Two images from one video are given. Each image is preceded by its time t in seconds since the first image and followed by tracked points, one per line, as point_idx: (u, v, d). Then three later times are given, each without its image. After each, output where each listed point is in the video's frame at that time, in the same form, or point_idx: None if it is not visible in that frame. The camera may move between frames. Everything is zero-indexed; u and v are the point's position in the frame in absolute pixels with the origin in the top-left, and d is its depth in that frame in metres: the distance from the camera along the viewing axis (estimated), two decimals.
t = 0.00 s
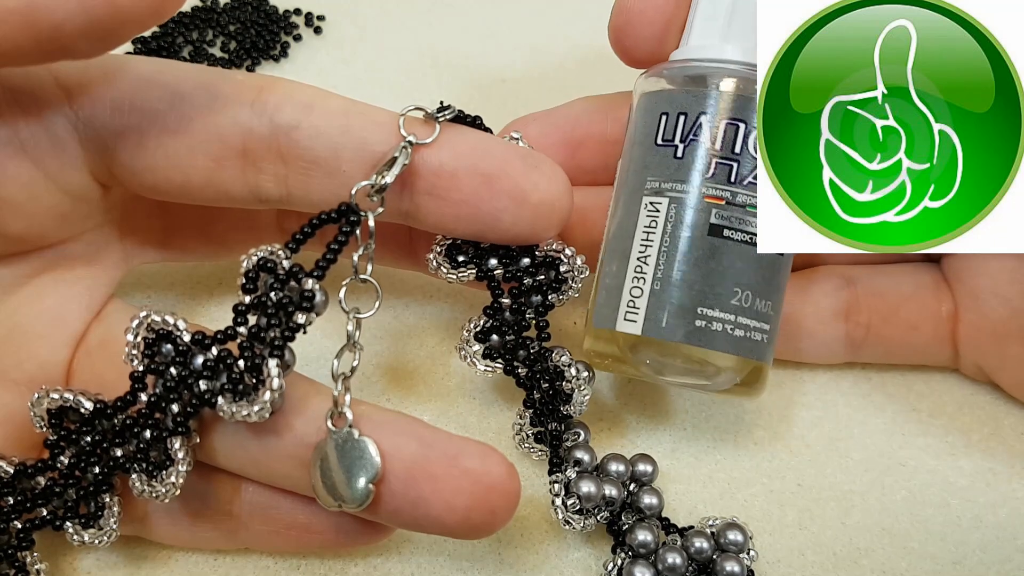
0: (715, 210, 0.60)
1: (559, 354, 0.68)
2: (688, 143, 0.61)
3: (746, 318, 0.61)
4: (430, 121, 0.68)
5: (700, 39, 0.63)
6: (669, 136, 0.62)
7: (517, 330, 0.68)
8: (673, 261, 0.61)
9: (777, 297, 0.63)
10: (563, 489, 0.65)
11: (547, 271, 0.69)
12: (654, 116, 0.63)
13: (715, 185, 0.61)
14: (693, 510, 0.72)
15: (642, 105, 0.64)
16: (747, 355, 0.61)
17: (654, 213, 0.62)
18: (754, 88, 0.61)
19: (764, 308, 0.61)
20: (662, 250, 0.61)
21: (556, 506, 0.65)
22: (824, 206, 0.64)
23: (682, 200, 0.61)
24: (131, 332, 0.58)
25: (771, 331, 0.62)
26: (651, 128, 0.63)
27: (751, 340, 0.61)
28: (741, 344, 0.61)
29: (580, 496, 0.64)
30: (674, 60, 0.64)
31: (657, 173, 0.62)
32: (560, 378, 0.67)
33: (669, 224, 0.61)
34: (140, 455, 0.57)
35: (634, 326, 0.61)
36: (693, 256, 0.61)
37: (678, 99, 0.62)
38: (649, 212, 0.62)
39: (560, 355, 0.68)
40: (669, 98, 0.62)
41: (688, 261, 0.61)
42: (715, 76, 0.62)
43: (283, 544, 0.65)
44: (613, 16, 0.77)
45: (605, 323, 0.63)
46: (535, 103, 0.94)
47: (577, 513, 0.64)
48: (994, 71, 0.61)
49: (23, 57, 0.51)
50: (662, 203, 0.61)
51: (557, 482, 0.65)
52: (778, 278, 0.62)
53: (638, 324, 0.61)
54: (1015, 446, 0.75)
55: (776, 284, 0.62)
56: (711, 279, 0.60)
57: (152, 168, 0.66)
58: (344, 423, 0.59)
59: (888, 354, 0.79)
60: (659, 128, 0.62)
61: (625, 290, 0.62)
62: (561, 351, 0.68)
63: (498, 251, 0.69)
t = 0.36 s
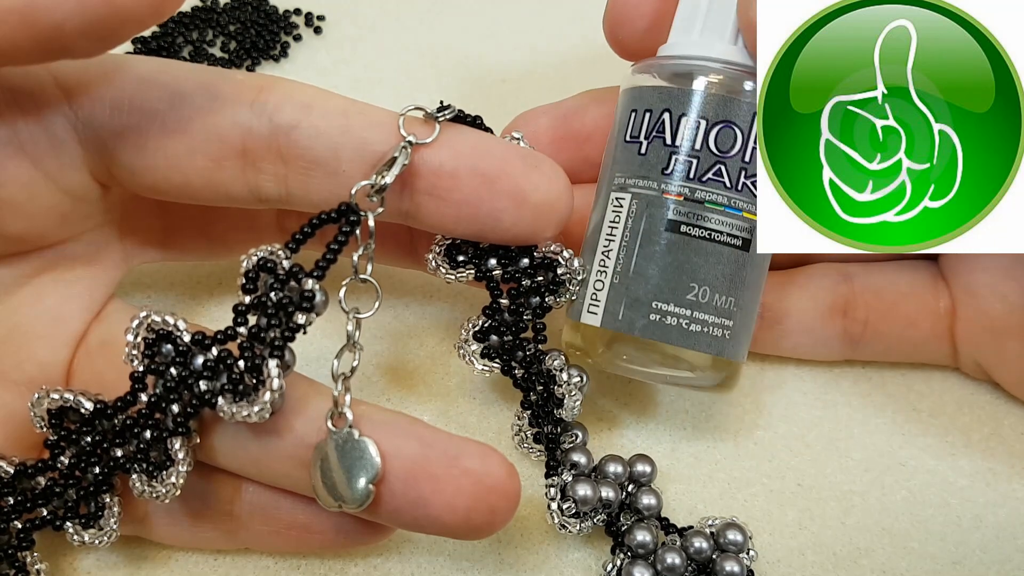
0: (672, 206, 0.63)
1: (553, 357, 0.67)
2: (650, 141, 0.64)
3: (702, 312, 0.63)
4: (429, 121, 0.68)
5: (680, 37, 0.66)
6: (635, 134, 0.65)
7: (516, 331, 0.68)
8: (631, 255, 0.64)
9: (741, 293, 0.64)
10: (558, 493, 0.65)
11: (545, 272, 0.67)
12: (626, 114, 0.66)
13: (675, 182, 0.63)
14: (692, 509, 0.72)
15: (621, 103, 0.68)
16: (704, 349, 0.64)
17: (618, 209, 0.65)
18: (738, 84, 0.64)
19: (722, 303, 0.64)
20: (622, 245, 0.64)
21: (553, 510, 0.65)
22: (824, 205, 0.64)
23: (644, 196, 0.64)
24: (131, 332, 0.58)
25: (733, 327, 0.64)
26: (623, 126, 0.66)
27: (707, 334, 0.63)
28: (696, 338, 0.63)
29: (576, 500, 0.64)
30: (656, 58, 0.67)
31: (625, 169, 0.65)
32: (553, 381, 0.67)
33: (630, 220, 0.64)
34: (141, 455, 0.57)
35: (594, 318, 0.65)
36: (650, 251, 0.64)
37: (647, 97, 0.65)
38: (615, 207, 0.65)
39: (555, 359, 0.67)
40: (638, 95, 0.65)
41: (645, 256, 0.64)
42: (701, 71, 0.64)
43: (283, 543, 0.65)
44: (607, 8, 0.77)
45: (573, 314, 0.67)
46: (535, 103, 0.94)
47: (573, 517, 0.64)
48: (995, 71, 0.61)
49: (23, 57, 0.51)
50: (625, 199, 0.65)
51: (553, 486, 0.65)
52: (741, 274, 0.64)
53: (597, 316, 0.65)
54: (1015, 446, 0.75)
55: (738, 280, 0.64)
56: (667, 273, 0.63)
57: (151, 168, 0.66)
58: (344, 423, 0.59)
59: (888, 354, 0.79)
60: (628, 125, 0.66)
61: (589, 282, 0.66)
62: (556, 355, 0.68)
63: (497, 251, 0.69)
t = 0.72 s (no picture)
0: (689, 199, 0.62)
1: (553, 357, 0.68)
2: (666, 134, 0.63)
3: (720, 306, 0.62)
4: (429, 120, 0.68)
5: (689, 32, 0.65)
6: (648, 129, 0.64)
7: (516, 330, 0.68)
8: (648, 249, 0.63)
9: (756, 287, 0.64)
10: (559, 492, 0.65)
11: (546, 272, 0.67)
12: (637, 110, 0.66)
13: (691, 175, 0.62)
14: (693, 509, 0.72)
15: (629, 100, 0.68)
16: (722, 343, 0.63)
17: (633, 203, 0.64)
18: (745, 79, 0.63)
19: (739, 297, 0.63)
20: (638, 239, 0.63)
21: (552, 509, 0.64)
22: (824, 205, 0.64)
23: (659, 190, 0.63)
24: (130, 332, 0.58)
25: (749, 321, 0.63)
26: (634, 121, 0.65)
27: (726, 328, 0.62)
28: (714, 332, 0.62)
29: (576, 499, 0.64)
30: (665, 53, 0.66)
31: (637, 164, 0.64)
32: (554, 380, 0.67)
33: (645, 214, 0.63)
34: (140, 455, 0.57)
35: (610, 313, 0.64)
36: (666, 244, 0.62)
37: (659, 92, 0.64)
38: (629, 202, 0.64)
39: (555, 359, 0.68)
40: (650, 90, 0.65)
41: (662, 250, 0.62)
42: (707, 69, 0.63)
43: (283, 543, 0.65)
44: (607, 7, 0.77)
45: (587, 311, 0.65)
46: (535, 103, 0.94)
47: (573, 516, 0.64)
48: (994, 71, 0.61)
49: (23, 57, 0.51)
50: (640, 193, 0.64)
51: (554, 485, 0.65)
52: (755, 269, 0.63)
53: (615, 311, 0.63)
54: (1015, 446, 0.75)
55: (754, 274, 0.63)
56: (684, 267, 0.62)
57: (151, 168, 0.66)
58: (343, 423, 0.59)
59: (888, 354, 0.79)
60: (640, 120, 0.65)
61: (603, 278, 0.65)
62: (556, 355, 0.68)
63: (497, 251, 0.69)
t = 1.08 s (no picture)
0: (660, 204, 0.62)
1: (549, 358, 0.67)
2: (639, 141, 0.63)
3: (693, 311, 0.63)
4: (429, 120, 0.68)
5: (669, 37, 0.65)
6: (624, 135, 0.64)
7: (513, 332, 0.68)
8: (621, 254, 0.64)
9: (733, 290, 0.63)
10: (558, 493, 0.65)
11: (543, 274, 0.66)
12: (616, 116, 0.66)
13: (662, 181, 0.62)
14: (693, 509, 0.72)
15: (612, 107, 0.68)
16: (696, 347, 0.63)
17: (608, 210, 0.65)
18: (731, 82, 0.64)
19: (713, 300, 0.63)
20: (611, 244, 0.64)
21: (551, 511, 0.65)
22: (824, 205, 0.64)
23: (632, 196, 0.63)
24: (130, 332, 0.58)
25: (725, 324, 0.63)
26: (613, 128, 0.66)
27: (700, 332, 0.63)
28: (687, 336, 0.63)
29: (574, 500, 0.64)
30: (647, 58, 0.66)
31: (614, 170, 0.65)
32: (550, 382, 0.67)
33: (619, 220, 0.64)
34: (140, 455, 0.57)
35: (587, 318, 0.65)
36: (639, 249, 0.63)
37: (634, 98, 0.64)
38: (605, 208, 0.65)
39: (551, 360, 0.67)
40: (627, 97, 0.65)
41: (634, 255, 0.63)
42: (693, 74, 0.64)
43: (283, 544, 0.65)
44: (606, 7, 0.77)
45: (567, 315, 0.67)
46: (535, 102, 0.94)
47: (571, 518, 0.64)
48: (994, 71, 0.60)
49: (23, 57, 0.51)
50: (615, 199, 0.64)
51: (551, 487, 0.65)
52: (732, 271, 0.63)
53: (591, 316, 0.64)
54: (1015, 446, 0.75)
55: (730, 278, 0.63)
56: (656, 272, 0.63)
57: (151, 168, 0.66)
58: (343, 423, 0.59)
59: (888, 354, 0.79)
60: (617, 127, 0.65)
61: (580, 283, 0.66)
62: (552, 355, 0.67)
63: (496, 252, 0.68)
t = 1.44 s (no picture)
0: (628, 216, 0.63)
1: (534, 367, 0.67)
2: (614, 152, 0.65)
3: (658, 326, 0.63)
4: (428, 122, 0.68)
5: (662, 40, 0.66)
6: (605, 146, 0.67)
7: (504, 335, 0.68)
8: (592, 268, 0.65)
9: (706, 306, 0.63)
10: (550, 498, 0.65)
11: (531, 280, 0.67)
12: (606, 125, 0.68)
13: (631, 192, 0.63)
14: (692, 509, 0.72)
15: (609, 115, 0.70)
16: (664, 364, 0.63)
17: (587, 222, 0.67)
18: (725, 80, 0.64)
19: (681, 316, 0.63)
20: (586, 258, 0.66)
21: (541, 518, 0.64)
22: (823, 205, 0.63)
23: (605, 209, 0.65)
24: (129, 332, 0.58)
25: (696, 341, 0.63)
26: (602, 137, 0.68)
27: (667, 348, 0.63)
28: (653, 352, 0.63)
29: (566, 505, 0.64)
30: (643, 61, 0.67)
31: (596, 181, 0.67)
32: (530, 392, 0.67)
33: (593, 233, 0.66)
34: (139, 455, 0.57)
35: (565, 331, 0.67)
36: (608, 263, 0.64)
37: (616, 108, 0.66)
38: (586, 220, 0.67)
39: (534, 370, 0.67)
40: (612, 107, 0.67)
41: (603, 269, 0.65)
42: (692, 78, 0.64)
43: (283, 544, 0.65)
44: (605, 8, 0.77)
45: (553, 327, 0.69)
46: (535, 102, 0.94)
47: (562, 523, 0.64)
48: (995, 71, 0.59)
49: (22, 57, 0.51)
50: (593, 211, 0.66)
51: (542, 494, 0.65)
52: (703, 287, 0.63)
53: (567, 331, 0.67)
54: (1015, 446, 0.75)
55: (702, 293, 0.63)
56: (622, 286, 0.63)
57: (150, 169, 0.66)
58: (342, 424, 0.59)
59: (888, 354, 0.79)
60: (603, 136, 0.67)
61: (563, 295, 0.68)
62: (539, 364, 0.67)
63: (490, 254, 0.68)
